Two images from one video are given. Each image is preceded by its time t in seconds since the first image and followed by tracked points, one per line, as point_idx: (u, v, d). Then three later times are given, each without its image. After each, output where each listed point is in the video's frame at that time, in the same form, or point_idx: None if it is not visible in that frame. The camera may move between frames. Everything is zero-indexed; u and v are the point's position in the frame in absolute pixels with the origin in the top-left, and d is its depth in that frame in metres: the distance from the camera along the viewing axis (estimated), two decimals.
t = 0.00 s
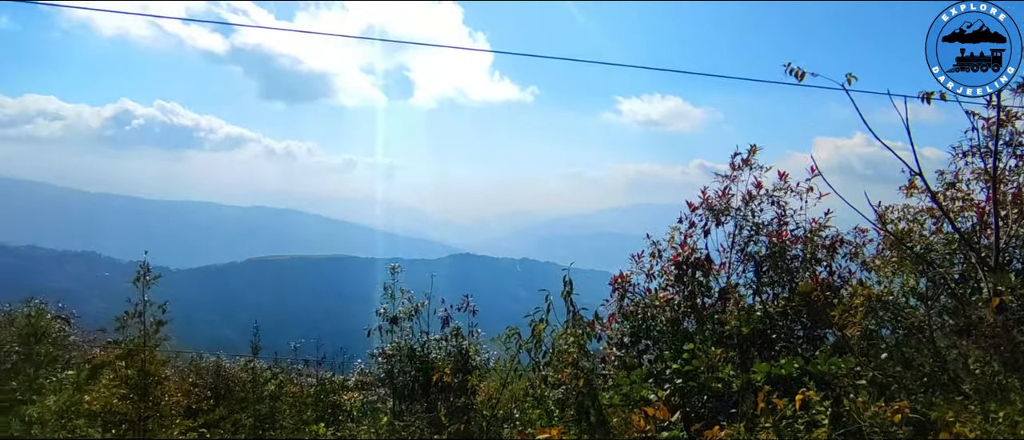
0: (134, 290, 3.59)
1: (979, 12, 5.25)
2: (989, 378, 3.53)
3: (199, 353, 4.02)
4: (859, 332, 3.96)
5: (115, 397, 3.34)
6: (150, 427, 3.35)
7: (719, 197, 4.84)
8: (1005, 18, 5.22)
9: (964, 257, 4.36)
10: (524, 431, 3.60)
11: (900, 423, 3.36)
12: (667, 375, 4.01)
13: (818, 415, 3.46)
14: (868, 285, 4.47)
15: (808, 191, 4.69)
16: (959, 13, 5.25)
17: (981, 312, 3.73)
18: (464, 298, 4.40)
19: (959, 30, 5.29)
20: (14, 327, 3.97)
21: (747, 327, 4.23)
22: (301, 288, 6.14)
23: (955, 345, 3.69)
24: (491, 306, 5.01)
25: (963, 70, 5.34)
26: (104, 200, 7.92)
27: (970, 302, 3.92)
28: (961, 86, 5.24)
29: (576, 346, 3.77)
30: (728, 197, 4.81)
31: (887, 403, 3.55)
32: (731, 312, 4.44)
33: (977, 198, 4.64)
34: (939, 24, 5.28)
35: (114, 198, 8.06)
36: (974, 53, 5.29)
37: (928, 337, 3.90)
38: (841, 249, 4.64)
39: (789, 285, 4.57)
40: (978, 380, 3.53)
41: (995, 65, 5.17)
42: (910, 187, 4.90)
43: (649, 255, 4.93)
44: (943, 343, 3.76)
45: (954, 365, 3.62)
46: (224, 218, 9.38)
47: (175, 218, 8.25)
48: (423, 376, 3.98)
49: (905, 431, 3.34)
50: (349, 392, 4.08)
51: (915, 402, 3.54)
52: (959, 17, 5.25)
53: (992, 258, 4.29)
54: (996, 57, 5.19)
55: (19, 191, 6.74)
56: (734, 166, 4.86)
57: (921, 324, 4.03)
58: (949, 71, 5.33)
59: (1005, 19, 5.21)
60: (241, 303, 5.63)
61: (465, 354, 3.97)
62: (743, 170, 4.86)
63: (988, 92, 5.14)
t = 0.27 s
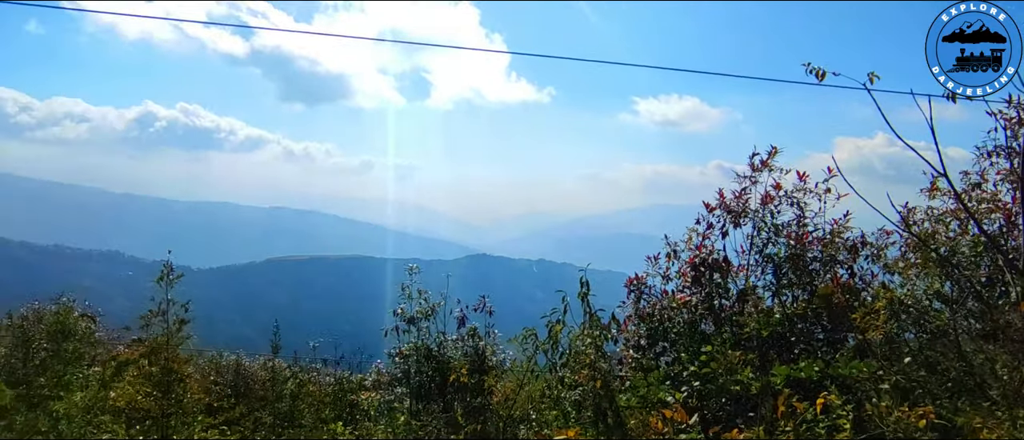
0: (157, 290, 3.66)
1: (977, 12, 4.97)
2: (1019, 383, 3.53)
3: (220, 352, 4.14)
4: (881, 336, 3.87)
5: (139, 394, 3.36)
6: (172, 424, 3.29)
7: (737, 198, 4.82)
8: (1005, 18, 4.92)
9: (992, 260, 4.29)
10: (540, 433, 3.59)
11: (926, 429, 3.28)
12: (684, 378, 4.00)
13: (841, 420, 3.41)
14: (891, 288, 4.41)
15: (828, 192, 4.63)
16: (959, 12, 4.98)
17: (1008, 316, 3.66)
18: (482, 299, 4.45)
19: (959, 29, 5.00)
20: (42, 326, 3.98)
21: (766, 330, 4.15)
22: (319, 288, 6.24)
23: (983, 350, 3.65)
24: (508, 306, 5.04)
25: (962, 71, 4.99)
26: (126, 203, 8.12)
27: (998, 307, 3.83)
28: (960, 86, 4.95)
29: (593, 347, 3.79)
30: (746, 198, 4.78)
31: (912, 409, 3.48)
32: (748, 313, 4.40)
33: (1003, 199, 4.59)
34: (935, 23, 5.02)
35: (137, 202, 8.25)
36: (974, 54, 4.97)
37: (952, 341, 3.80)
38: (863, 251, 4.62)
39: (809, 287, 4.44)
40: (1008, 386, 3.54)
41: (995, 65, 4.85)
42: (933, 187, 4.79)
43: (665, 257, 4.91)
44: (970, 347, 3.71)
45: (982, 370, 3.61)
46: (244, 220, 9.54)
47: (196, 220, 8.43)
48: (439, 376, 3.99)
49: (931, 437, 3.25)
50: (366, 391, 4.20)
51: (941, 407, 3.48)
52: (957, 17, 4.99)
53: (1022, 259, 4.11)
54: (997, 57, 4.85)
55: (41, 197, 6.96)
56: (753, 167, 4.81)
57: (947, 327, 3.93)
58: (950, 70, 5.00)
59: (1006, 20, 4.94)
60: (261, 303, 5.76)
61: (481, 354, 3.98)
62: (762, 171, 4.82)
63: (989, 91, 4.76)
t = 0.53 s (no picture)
0: (179, 289, 3.71)
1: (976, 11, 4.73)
2: None
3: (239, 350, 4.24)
4: (902, 339, 3.86)
5: (161, 391, 3.35)
6: (192, 421, 3.32)
7: (754, 199, 4.78)
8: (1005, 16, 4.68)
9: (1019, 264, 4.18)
10: (555, 434, 3.54)
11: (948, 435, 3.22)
12: (700, 380, 4.01)
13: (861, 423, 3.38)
14: (914, 291, 4.32)
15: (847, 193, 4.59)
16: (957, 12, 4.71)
17: None
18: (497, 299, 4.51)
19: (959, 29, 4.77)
20: (68, 323, 3.97)
21: (785, 331, 4.05)
22: (335, 289, 6.28)
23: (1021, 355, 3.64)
24: (524, 307, 5.05)
25: (962, 70, 4.68)
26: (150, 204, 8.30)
27: None
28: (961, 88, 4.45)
29: (608, 348, 3.83)
30: (763, 199, 4.75)
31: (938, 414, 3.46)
32: (765, 315, 4.41)
33: None
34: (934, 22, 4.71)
35: (158, 203, 8.38)
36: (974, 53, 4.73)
37: (976, 347, 3.86)
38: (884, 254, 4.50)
39: (828, 289, 4.39)
40: None
41: (995, 65, 4.64)
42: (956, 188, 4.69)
43: (681, 258, 4.90)
44: (994, 352, 3.85)
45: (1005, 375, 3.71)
46: (262, 221, 9.66)
47: (216, 221, 8.57)
48: (455, 376, 4.04)
49: None
50: (382, 392, 4.18)
51: (966, 412, 3.48)
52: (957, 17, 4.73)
53: None
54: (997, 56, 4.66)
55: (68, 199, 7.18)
56: (771, 167, 4.77)
57: (968, 331, 3.94)
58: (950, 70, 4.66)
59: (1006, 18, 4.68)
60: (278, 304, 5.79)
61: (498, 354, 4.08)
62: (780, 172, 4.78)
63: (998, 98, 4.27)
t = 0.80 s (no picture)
0: (197, 288, 3.75)
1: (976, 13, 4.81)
2: None
3: (254, 348, 4.31)
4: (921, 342, 3.88)
5: (179, 389, 3.38)
6: (210, 419, 3.38)
7: (770, 200, 4.75)
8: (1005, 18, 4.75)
9: None
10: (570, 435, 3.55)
11: None
12: (715, 382, 3.93)
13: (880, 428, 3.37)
14: (935, 294, 4.21)
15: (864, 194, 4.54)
16: (957, 13, 4.80)
17: None
18: (511, 299, 4.49)
19: (958, 30, 4.85)
20: (88, 323, 4.12)
21: (801, 334, 4.01)
22: (349, 289, 6.32)
23: None
24: (537, 308, 5.05)
25: (962, 71, 4.81)
26: (170, 204, 8.42)
27: None
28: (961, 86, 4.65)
29: (623, 350, 3.84)
30: (779, 200, 4.72)
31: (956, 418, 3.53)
32: (781, 316, 4.37)
33: None
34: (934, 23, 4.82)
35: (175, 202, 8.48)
36: (972, 53, 4.84)
37: (999, 351, 3.85)
38: (903, 256, 4.41)
39: (845, 291, 4.34)
40: None
41: (994, 65, 4.76)
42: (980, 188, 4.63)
43: (694, 260, 4.88)
44: (1016, 357, 3.83)
45: None
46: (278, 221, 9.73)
47: (232, 220, 8.65)
48: (469, 376, 4.05)
49: None
50: (396, 391, 4.21)
51: (987, 417, 3.53)
52: (957, 18, 4.83)
53: None
54: (996, 57, 4.76)
55: (88, 199, 7.32)
56: (788, 168, 4.73)
57: (989, 335, 3.90)
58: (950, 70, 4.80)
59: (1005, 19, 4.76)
60: (295, 304, 5.87)
61: (512, 355, 4.07)
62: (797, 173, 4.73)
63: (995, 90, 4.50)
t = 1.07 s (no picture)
0: (211, 287, 3.78)
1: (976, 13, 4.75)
2: None
3: (267, 348, 4.36)
4: (938, 345, 3.82)
5: (194, 387, 3.47)
6: (224, 417, 3.43)
7: (785, 201, 4.71)
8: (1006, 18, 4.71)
9: None
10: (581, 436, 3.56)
11: None
12: (728, 384, 3.92)
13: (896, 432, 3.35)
14: (954, 297, 4.13)
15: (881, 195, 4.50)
16: (956, 13, 4.75)
17: None
18: (523, 299, 4.47)
19: (958, 30, 4.79)
20: (106, 320, 4.24)
21: (814, 336, 4.03)
22: (362, 289, 6.35)
23: None
24: (549, 309, 5.04)
25: (962, 71, 4.75)
26: (183, 204, 8.48)
27: None
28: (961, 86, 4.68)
29: (635, 351, 3.83)
30: (794, 201, 4.67)
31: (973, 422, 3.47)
32: (794, 318, 4.38)
33: None
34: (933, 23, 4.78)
35: (189, 203, 8.55)
36: (972, 53, 4.79)
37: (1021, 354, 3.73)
38: (920, 258, 4.37)
39: (860, 293, 4.31)
40: None
41: (994, 66, 4.71)
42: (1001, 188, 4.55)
43: (706, 261, 4.86)
44: None
45: None
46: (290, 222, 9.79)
47: (246, 221, 8.73)
48: (480, 377, 4.04)
49: None
50: (408, 391, 4.24)
51: (1006, 422, 3.47)
52: (956, 18, 4.77)
53: None
54: (996, 57, 4.72)
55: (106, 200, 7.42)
56: (804, 168, 4.67)
57: (1008, 339, 3.84)
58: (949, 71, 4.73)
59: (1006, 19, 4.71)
60: (307, 304, 5.90)
61: (523, 356, 4.05)
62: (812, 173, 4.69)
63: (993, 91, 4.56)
